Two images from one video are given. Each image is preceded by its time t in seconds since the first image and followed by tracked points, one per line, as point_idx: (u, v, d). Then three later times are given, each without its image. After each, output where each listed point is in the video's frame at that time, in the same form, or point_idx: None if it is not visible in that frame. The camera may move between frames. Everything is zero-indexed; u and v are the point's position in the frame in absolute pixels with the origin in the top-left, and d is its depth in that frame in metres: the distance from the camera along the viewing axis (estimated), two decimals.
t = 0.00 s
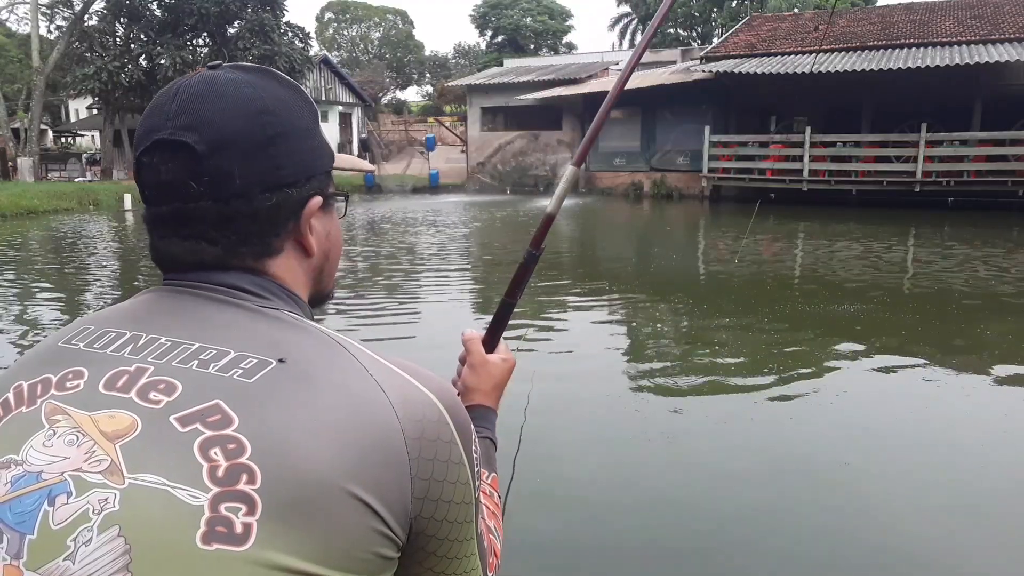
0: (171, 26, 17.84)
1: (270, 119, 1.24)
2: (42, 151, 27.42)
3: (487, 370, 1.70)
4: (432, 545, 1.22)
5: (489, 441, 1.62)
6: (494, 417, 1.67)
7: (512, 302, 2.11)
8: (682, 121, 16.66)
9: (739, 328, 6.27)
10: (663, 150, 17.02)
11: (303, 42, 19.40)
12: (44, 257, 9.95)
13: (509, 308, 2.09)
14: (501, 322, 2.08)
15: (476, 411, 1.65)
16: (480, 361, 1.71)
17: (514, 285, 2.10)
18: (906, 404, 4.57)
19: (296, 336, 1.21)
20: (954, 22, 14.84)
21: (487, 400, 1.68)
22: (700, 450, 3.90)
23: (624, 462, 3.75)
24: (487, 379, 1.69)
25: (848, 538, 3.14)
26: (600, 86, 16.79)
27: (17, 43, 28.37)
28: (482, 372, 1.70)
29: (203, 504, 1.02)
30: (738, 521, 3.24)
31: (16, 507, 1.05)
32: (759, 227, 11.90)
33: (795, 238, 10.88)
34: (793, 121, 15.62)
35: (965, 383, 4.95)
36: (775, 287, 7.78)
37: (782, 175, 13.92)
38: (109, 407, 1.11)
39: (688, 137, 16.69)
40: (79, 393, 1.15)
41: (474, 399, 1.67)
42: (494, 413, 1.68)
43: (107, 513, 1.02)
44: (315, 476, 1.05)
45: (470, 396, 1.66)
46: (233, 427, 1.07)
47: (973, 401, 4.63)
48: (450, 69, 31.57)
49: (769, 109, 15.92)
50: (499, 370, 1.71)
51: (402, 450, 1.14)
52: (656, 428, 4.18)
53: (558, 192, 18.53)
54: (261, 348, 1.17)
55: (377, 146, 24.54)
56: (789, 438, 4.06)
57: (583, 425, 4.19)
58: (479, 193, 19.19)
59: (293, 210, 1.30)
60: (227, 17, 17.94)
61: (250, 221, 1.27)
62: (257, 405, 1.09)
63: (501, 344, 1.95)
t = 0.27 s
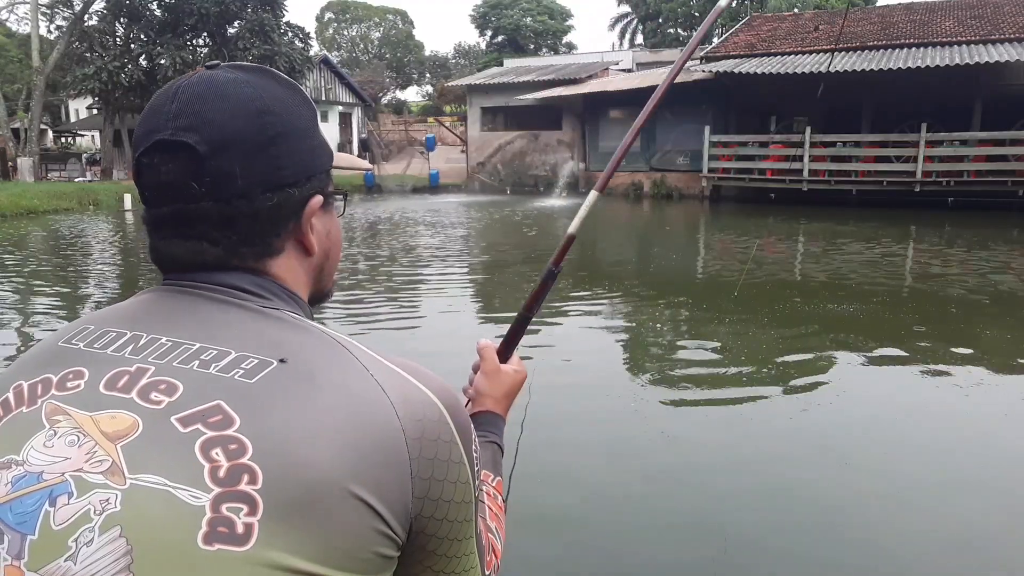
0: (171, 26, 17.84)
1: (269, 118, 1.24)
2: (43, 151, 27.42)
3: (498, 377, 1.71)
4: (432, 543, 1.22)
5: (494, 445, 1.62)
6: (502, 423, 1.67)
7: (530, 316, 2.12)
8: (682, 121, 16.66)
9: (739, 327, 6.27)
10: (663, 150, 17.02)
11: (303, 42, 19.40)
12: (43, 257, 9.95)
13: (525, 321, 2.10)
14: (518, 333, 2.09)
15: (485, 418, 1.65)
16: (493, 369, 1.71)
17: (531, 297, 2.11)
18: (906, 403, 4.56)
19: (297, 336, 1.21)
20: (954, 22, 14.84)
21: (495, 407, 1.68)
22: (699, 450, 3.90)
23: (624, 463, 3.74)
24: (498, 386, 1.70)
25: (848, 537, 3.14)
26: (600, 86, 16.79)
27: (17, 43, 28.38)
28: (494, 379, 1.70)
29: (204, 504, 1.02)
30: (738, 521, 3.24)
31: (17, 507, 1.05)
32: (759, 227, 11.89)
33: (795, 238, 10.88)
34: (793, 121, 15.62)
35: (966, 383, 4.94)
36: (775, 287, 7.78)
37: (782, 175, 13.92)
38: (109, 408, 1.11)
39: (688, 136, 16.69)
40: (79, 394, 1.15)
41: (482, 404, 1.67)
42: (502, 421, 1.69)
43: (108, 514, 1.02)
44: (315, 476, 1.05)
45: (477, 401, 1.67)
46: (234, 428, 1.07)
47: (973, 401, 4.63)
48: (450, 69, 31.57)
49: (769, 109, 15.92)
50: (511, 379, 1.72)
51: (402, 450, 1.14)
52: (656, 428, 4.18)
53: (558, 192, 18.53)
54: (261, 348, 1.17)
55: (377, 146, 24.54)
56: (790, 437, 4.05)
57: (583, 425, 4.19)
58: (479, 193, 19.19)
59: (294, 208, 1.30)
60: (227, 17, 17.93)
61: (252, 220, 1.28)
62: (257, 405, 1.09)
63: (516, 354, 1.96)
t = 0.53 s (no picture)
0: (171, 26, 17.84)
1: (262, 119, 1.24)
2: (42, 151, 27.42)
3: (503, 382, 1.71)
4: (432, 545, 1.22)
5: (498, 447, 1.63)
6: (507, 426, 1.68)
7: (536, 321, 2.12)
8: (682, 121, 16.66)
9: (738, 328, 6.27)
10: (663, 150, 17.01)
11: (303, 42, 19.41)
12: (43, 256, 9.95)
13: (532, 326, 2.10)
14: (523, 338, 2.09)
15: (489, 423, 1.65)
16: (498, 373, 1.72)
17: (538, 302, 2.10)
18: (906, 403, 4.56)
19: (299, 335, 1.21)
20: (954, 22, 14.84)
21: (500, 411, 1.69)
22: (699, 450, 3.89)
23: (625, 462, 3.75)
24: (504, 390, 1.70)
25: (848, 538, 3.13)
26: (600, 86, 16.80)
27: (17, 43, 28.37)
28: (499, 383, 1.71)
29: (204, 506, 1.02)
30: (738, 521, 3.23)
31: (17, 508, 1.04)
32: (759, 227, 11.89)
33: (795, 237, 10.88)
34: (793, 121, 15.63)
35: (966, 383, 4.93)
36: (775, 287, 7.77)
37: (782, 175, 13.92)
38: (109, 408, 1.11)
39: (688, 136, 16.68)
40: (79, 395, 1.14)
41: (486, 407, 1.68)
42: (506, 424, 1.69)
43: (108, 516, 1.01)
44: (314, 479, 1.05)
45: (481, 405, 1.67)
46: (234, 429, 1.07)
47: (973, 401, 4.63)
48: (450, 69, 31.55)
49: (769, 109, 15.93)
50: (516, 384, 1.72)
51: (402, 452, 1.14)
52: (656, 428, 4.18)
53: (559, 192, 18.52)
54: (262, 349, 1.17)
55: (377, 146, 24.54)
56: (790, 437, 4.05)
57: (582, 426, 4.19)
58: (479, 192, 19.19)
59: (289, 209, 1.30)
60: (227, 17, 17.93)
61: (247, 221, 1.28)
62: (257, 407, 1.09)
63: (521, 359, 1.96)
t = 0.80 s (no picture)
0: (171, 26, 17.83)
1: (263, 120, 1.24)
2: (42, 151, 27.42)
3: (496, 378, 1.70)
4: (435, 549, 1.22)
5: (495, 446, 1.62)
6: (503, 422, 1.67)
7: (524, 315, 2.12)
8: (682, 121, 16.65)
9: (738, 328, 6.26)
10: (663, 150, 17.01)
11: (303, 42, 19.41)
12: (43, 256, 9.96)
13: (521, 320, 2.10)
14: (512, 333, 2.09)
15: (483, 417, 1.64)
16: (490, 369, 1.71)
17: (525, 296, 2.10)
18: (907, 403, 4.55)
19: (301, 338, 1.21)
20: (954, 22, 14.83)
21: (495, 408, 1.68)
22: (699, 451, 3.89)
23: (624, 462, 3.74)
24: (498, 387, 1.69)
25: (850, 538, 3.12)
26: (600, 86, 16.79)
27: (17, 42, 28.36)
28: (492, 379, 1.70)
29: (204, 509, 1.02)
30: (739, 522, 3.22)
31: (17, 510, 1.04)
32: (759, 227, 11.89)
33: (795, 237, 10.88)
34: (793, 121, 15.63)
35: (966, 383, 4.93)
36: (775, 287, 7.76)
37: (782, 175, 13.92)
38: (111, 409, 1.11)
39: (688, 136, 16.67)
40: (81, 396, 1.14)
41: (481, 403, 1.67)
42: (502, 420, 1.68)
43: (108, 518, 1.01)
44: (316, 482, 1.05)
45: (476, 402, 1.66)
46: (235, 432, 1.07)
47: (973, 401, 4.62)
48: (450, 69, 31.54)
49: (769, 109, 15.93)
50: (510, 380, 1.71)
51: (404, 456, 1.13)
52: (656, 427, 4.17)
53: (559, 192, 18.51)
54: (264, 351, 1.17)
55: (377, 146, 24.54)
56: (791, 438, 4.04)
57: (583, 426, 4.18)
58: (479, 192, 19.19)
59: (291, 210, 1.30)
60: (227, 17, 17.92)
61: (248, 223, 1.27)
62: (259, 410, 1.09)
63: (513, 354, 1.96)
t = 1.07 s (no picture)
0: (171, 26, 17.83)
1: (263, 121, 1.24)
2: (43, 151, 27.43)
3: (488, 373, 1.70)
4: (435, 550, 1.22)
5: (493, 442, 1.61)
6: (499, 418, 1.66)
7: (512, 305, 2.11)
8: (682, 121, 16.65)
9: (738, 328, 6.26)
10: (663, 150, 17.00)
11: (303, 42, 19.41)
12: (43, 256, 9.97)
13: (509, 311, 2.10)
14: (501, 325, 2.09)
15: (479, 411, 1.63)
16: (481, 364, 1.70)
17: (512, 287, 2.10)
18: (907, 403, 4.55)
19: (302, 339, 1.21)
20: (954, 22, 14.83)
21: (489, 403, 1.67)
22: (699, 451, 3.89)
23: (625, 463, 3.74)
24: (489, 381, 1.69)
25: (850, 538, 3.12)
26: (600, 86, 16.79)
27: (17, 42, 28.37)
28: (484, 374, 1.69)
29: (203, 510, 1.02)
30: (739, 522, 3.22)
31: (16, 509, 1.04)
32: (759, 227, 11.89)
33: (795, 237, 10.88)
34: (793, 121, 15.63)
35: (966, 383, 4.93)
36: (774, 287, 7.77)
37: (782, 175, 13.92)
38: (110, 410, 1.10)
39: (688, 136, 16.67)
40: (81, 395, 1.14)
41: (474, 398, 1.67)
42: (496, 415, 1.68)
43: (106, 518, 1.01)
44: (316, 484, 1.05)
45: (471, 399, 1.66)
46: (234, 433, 1.07)
47: (973, 401, 4.61)
48: (450, 69, 31.54)
49: (769, 109, 15.93)
50: (501, 373, 1.71)
51: (405, 459, 1.13)
52: (656, 428, 4.17)
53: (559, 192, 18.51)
54: (264, 352, 1.17)
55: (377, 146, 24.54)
56: (791, 438, 4.04)
57: (583, 426, 4.18)
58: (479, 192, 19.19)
59: (291, 210, 1.30)
60: (227, 17, 17.93)
61: (248, 224, 1.27)
62: (258, 410, 1.09)
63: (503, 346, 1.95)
